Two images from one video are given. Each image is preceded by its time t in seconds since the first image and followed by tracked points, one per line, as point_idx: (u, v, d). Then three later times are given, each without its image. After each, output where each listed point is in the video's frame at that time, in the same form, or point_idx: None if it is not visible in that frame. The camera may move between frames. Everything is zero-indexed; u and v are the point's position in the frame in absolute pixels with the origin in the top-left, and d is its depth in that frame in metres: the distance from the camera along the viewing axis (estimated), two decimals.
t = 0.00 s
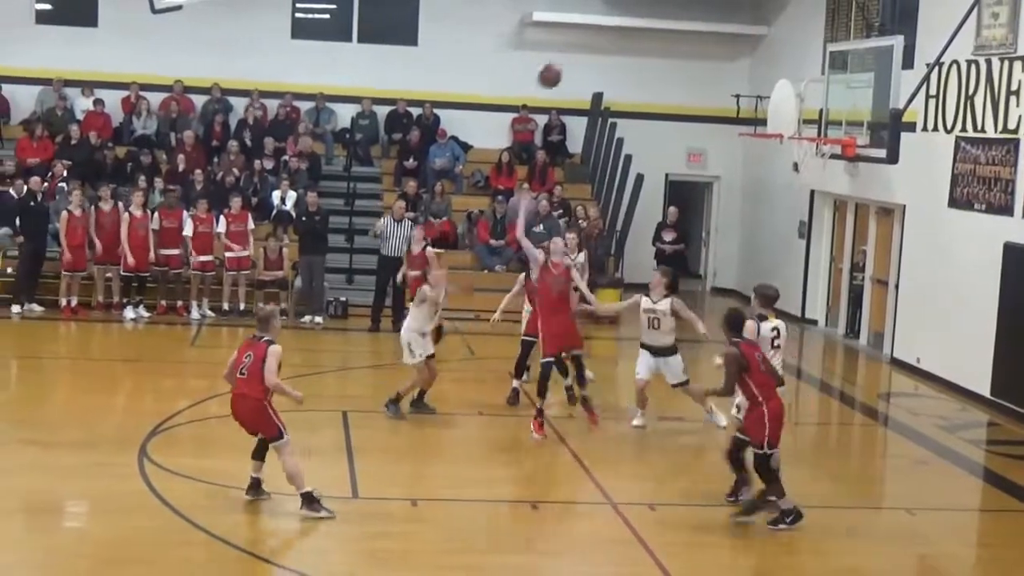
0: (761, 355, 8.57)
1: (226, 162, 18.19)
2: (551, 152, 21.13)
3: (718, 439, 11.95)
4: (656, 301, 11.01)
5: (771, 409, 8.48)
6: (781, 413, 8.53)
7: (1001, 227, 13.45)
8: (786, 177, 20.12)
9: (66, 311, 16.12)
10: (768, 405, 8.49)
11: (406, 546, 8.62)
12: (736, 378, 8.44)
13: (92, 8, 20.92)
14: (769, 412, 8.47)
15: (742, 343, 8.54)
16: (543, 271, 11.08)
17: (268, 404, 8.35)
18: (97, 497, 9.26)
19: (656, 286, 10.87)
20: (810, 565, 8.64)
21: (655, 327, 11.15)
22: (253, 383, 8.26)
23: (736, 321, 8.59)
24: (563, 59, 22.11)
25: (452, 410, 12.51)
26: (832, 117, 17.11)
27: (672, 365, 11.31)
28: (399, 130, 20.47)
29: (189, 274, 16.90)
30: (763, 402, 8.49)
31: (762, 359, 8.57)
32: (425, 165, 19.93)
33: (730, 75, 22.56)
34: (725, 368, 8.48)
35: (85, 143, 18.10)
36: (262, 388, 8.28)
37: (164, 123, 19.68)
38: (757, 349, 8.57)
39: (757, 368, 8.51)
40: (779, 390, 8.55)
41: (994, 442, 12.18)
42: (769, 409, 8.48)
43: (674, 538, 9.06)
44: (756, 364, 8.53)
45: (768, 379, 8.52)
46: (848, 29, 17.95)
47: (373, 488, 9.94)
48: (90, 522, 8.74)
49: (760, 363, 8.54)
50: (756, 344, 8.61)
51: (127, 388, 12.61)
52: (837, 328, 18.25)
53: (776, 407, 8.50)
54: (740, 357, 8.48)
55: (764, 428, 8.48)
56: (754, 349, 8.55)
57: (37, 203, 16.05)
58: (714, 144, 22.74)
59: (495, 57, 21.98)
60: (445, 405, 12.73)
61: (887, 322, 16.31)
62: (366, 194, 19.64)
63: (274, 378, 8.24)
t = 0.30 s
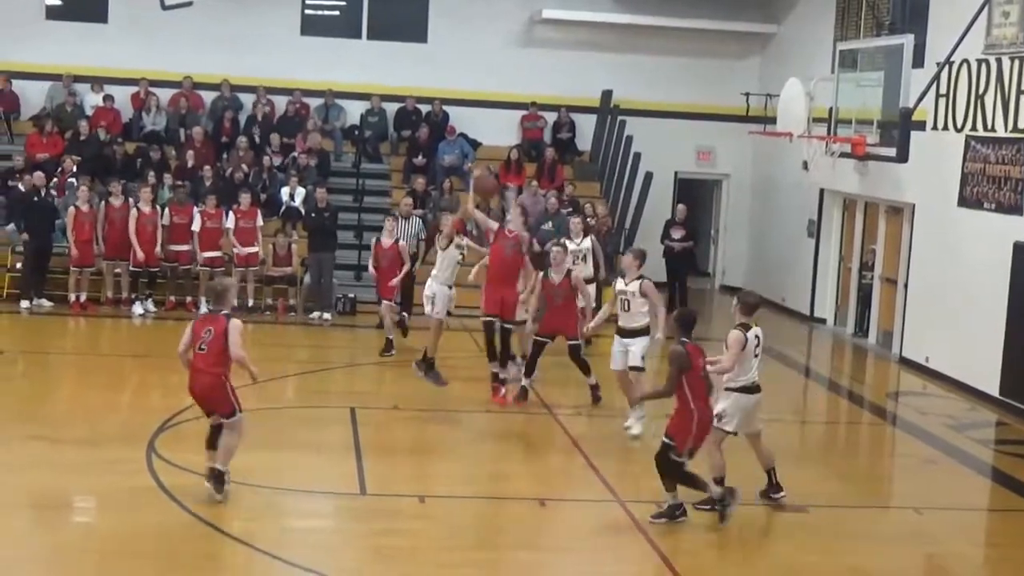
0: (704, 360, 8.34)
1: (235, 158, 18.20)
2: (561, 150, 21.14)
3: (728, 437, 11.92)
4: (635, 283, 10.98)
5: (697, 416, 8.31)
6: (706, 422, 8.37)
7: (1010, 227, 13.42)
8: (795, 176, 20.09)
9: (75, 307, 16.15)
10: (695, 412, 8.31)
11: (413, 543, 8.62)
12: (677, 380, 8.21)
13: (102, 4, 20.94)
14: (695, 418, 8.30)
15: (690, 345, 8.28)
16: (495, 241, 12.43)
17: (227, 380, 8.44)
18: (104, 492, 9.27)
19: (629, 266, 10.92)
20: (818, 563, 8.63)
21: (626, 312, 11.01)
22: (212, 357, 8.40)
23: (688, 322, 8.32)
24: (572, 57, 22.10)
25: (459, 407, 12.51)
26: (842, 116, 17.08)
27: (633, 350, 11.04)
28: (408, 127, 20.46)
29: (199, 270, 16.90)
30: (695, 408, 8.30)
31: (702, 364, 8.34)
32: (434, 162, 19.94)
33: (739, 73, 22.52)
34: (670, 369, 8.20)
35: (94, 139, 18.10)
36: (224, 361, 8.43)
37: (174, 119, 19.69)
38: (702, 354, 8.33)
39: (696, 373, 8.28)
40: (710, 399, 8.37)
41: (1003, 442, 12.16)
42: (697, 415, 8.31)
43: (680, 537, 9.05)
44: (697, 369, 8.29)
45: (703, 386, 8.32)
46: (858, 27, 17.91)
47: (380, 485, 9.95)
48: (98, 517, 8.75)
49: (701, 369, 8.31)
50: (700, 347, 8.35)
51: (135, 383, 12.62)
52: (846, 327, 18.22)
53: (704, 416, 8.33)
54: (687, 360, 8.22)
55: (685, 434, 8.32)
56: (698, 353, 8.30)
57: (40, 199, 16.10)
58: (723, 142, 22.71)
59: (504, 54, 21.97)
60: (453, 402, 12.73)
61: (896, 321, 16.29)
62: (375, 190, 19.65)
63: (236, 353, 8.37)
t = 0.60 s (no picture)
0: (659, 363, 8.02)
1: (242, 154, 18.23)
2: (568, 147, 21.15)
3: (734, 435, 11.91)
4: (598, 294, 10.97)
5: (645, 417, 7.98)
6: (653, 425, 8.05)
7: (1017, 226, 13.40)
8: (802, 175, 20.08)
9: (83, 303, 16.19)
10: (644, 413, 7.99)
11: (419, 540, 8.63)
12: (636, 382, 7.84)
13: None
14: (642, 419, 7.98)
15: (645, 342, 7.94)
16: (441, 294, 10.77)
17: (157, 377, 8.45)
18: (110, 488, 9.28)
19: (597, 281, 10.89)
20: (824, 563, 8.62)
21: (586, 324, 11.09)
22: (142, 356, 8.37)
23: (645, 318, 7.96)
24: (580, 55, 22.09)
25: (466, 404, 12.52)
26: (850, 115, 17.06)
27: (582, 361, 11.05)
28: (415, 124, 20.47)
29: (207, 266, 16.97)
30: (644, 408, 7.98)
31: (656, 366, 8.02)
32: (441, 159, 19.93)
33: (747, 72, 22.50)
34: (624, 366, 7.89)
35: (102, 135, 18.14)
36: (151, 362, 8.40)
37: (181, 115, 19.73)
38: (656, 355, 8.00)
39: (649, 372, 7.97)
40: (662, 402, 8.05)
41: (1010, 442, 12.14)
42: (643, 416, 7.97)
43: (686, 535, 9.05)
44: (650, 369, 7.97)
45: (655, 387, 8.01)
46: (867, 26, 17.88)
47: (386, 482, 9.95)
48: (106, 512, 8.77)
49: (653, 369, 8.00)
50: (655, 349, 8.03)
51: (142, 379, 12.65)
52: (852, 326, 18.21)
53: (652, 418, 8.02)
54: (641, 357, 7.88)
55: (630, 433, 7.98)
56: (652, 352, 7.98)
57: (44, 195, 16.10)
58: (730, 141, 22.69)
59: (512, 52, 21.96)
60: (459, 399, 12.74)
61: (903, 320, 16.27)
62: (383, 187, 19.68)
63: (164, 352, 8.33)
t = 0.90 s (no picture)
0: (644, 360, 7.74)
1: (252, 151, 18.26)
2: (578, 145, 21.14)
3: (745, 433, 11.90)
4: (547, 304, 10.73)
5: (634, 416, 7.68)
6: (646, 424, 7.75)
7: None
8: (812, 173, 20.05)
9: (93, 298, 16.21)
10: (632, 411, 7.71)
11: (427, 537, 8.63)
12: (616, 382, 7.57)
13: None
14: (631, 419, 7.66)
15: (627, 337, 7.69)
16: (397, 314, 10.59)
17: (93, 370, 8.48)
18: (119, 484, 9.29)
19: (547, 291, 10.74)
20: (833, 562, 8.61)
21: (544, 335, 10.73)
22: (89, 340, 8.44)
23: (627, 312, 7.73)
24: (590, 52, 22.07)
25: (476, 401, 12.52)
26: (860, 113, 17.03)
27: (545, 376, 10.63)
28: (426, 121, 20.45)
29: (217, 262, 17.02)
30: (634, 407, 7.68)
31: (642, 363, 7.75)
32: (451, 156, 19.92)
33: (757, 70, 22.47)
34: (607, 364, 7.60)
35: (112, 132, 18.25)
36: (98, 347, 8.46)
37: (192, 112, 19.75)
38: (641, 351, 7.74)
39: (633, 368, 7.69)
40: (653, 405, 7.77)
41: (1019, 441, 12.12)
42: (631, 416, 7.67)
43: (694, 533, 9.04)
44: (635, 365, 7.70)
45: (642, 384, 7.73)
46: (878, 24, 17.84)
47: (394, 478, 9.95)
48: (115, 507, 8.78)
49: (639, 365, 7.72)
50: (641, 345, 7.77)
51: (151, 374, 12.67)
52: (862, 325, 18.19)
53: (642, 417, 7.73)
54: (621, 354, 7.61)
55: (619, 434, 7.68)
56: (636, 348, 7.72)
57: (53, 191, 16.11)
58: (740, 138, 22.65)
59: (522, 49, 21.94)
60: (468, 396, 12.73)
61: (913, 319, 16.24)
62: (393, 183, 19.67)
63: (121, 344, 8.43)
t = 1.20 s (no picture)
0: (661, 382, 7.28)
1: (258, 148, 18.26)
2: (583, 142, 21.10)
3: (749, 430, 11.90)
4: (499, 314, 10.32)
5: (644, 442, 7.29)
6: (657, 448, 7.35)
7: None
8: (818, 170, 20.05)
9: (98, 296, 16.23)
10: (642, 435, 7.32)
11: (434, 534, 8.63)
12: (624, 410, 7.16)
13: None
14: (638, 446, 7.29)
15: (641, 360, 7.24)
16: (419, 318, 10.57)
17: (27, 371, 8.55)
18: (126, 480, 9.32)
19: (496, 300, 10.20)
20: (838, 559, 8.61)
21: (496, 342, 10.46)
22: (21, 344, 8.45)
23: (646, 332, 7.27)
24: (595, 49, 22.06)
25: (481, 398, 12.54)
26: (866, 109, 17.02)
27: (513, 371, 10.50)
28: (431, 119, 20.46)
29: (224, 259, 16.99)
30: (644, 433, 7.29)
31: (659, 386, 7.28)
32: (457, 153, 19.99)
33: (763, 68, 22.45)
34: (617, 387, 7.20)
35: (118, 129, 18.26)
36: (31, 352, 8.49)
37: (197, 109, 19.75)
38: (658, 373, 7.27)
39: (647, 393, 7.25)
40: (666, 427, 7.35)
41: None
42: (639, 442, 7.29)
43: (700, 530, 9.04)
44: (650, 389, 7.25)
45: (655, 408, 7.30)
46: (884, 20, 17.83)
47: (399, 475, 9.96)
48: (121, 504, 8.79)
49: (654, 389, 7.27)
50: (660, 365, 7.30)
51: (157, 371, 12.69)
52: (868, 322, 18.18)
53: (654, 442, 7.33)
54: (633, 380, 7.19)
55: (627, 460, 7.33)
56: (652, 370, 7.25)
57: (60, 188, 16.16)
58: (746, 135, 22.64)
59: (528, 46, 21.94)
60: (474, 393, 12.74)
61: (919, 316, 16.23)
62: (399, 180, 19.67)
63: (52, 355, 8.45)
